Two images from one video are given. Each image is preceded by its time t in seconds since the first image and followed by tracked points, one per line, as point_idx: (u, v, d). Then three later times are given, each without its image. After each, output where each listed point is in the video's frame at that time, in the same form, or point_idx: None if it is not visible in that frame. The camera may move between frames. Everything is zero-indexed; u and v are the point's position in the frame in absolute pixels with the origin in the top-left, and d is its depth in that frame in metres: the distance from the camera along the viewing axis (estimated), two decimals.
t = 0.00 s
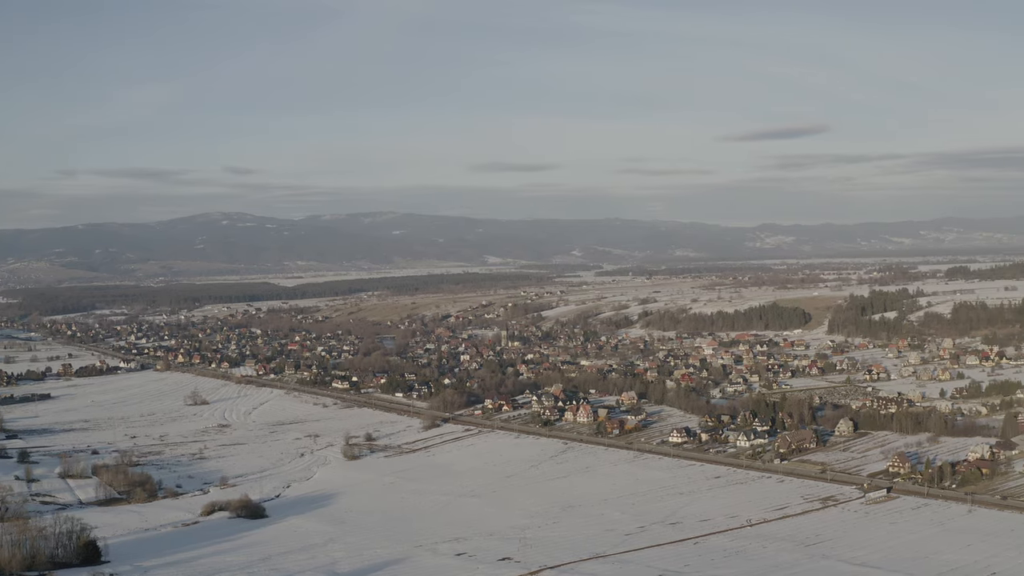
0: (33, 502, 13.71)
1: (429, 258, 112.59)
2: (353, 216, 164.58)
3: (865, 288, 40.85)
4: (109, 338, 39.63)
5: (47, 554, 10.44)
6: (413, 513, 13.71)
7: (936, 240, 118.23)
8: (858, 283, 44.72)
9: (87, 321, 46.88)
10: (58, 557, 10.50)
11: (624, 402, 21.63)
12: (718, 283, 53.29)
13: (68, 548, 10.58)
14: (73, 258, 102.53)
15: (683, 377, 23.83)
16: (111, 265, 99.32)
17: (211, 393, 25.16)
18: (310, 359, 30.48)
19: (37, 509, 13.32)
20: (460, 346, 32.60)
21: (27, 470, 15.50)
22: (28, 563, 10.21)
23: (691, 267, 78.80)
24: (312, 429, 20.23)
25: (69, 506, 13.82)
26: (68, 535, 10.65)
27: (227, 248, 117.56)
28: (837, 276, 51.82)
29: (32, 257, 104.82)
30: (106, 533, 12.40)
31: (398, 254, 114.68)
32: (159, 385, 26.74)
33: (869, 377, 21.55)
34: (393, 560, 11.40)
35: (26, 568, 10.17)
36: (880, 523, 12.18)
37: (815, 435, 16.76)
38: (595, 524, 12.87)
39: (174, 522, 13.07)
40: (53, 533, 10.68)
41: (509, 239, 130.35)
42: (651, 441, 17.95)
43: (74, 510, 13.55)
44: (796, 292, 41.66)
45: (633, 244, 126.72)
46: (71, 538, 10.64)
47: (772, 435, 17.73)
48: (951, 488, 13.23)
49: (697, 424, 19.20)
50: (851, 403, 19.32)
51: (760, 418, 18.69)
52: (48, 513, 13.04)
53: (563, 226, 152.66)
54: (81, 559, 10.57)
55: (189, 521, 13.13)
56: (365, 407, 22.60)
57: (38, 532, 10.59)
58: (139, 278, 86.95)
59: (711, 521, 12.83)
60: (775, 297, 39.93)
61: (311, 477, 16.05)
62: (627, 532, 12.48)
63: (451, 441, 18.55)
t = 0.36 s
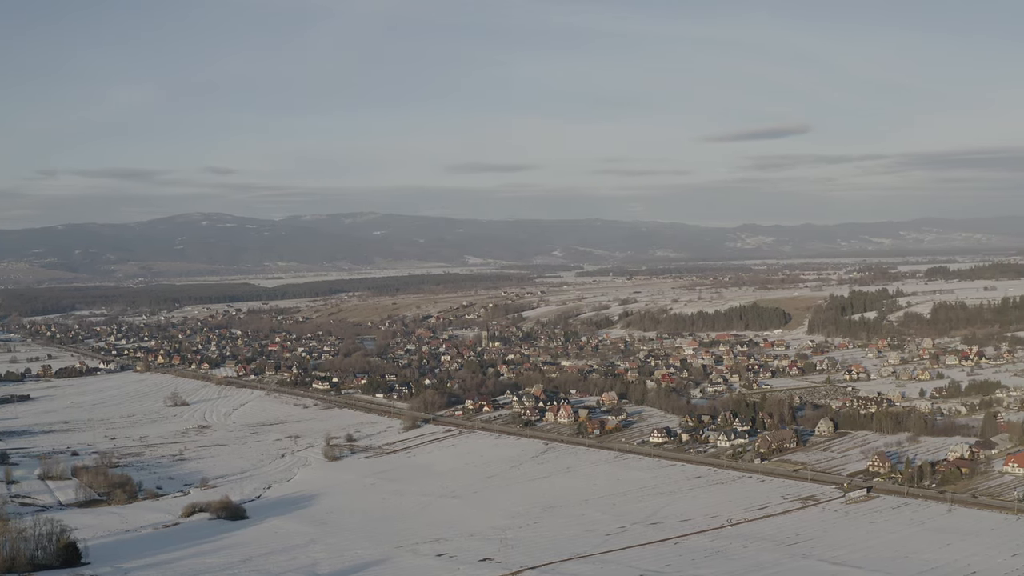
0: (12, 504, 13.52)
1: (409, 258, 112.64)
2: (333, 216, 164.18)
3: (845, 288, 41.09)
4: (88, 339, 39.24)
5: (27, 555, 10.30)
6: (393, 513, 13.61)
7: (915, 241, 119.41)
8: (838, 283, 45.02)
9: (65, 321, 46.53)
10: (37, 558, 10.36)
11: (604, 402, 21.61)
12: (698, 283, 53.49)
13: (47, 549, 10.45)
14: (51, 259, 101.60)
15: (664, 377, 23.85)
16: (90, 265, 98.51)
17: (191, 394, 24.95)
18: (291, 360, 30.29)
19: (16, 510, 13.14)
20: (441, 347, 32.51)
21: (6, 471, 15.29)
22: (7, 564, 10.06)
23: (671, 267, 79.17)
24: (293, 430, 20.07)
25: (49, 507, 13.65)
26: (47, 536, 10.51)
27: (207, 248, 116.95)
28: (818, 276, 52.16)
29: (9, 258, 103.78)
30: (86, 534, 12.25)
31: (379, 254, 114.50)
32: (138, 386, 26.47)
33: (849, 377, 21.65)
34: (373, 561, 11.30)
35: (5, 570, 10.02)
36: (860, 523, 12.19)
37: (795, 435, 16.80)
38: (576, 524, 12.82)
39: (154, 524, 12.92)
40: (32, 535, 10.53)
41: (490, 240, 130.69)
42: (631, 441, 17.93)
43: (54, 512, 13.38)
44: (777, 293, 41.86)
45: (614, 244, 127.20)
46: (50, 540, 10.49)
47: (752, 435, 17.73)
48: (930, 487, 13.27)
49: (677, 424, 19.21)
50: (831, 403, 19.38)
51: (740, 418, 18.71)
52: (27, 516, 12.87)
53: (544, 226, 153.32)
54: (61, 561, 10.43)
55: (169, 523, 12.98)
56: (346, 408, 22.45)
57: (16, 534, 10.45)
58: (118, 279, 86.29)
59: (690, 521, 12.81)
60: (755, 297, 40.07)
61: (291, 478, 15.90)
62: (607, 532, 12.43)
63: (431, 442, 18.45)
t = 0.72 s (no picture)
0: None
1: (389, 259, 112.49)
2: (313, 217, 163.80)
3: (824, 289, 41.28)
4: (66, 340, 38.82)
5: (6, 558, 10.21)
6: (373, 515, 13.50)
7: (892, 241, 120.67)
8: (816, 284, 45.28)
9: (42, 323, 46.05)
10: (17, 561, 10.29)
11: (584, 403, 21.56)
12: (679, 284, 53.64)
13: (27, 552, 10.37)
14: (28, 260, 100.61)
15: (645, 378, 23.86)
16: (68, 266, 97.58)
17: (170, 395, 24.69)
18: (271, 361, 30.07)
19: None
20: (421, 348, 32.38)
21: None
22: None
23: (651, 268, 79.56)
24: (272, 431, 19.89)
25: (27, 509, 13.48)
26: (27, 539, 10.45)
27: (186, 249, 116.21)
28: (797, 276, 52.49)
29: None
30: (65, 537, 12.12)
31: (359, 255, 114.20)
32: (116, 388, 26.18)
33: (829, 377, 21.74)
34: (354, 562, 11.19)
35: None
36: (841, 522, 12.20)
37: (775, 435, 16.82)
38: (556, 525, 12.75)
39: (134, 526, 12.78)
40: (11, 538, 10.49)
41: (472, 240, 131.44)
42: (612, 441, 17.90)
43: (32, 514, 13.21)
44: (756, 293, 42.05)
45: (595, 244, 127.66)
46: (30, 543, 10.44)
47: (733, 435, 17.74)
48: (909, 487, 13.31)
49: (658, 425, 19.20)
50: (811, 403, 19.44)
51: (720, 418, 18.71)
52: (5, 518, 12.71)
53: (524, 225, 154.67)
54: (41, 563, 10.35)
55: (148, 525, 12.85)
56: (326, 409, 22.28)
57: None
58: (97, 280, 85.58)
59: (671, 521, 12.79)
60: (735, 297, 40.18)
61: (272, 479, 15.75)
62: (588, 532, 12.38)
63: (411, 443, 18.34)
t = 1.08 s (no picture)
0: None
1: (370, 259, 112.33)
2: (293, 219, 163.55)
3: (803, 289, 41.52)
4: (44, 341, 38.44)
5: None
6: (353, 516, 13.40)
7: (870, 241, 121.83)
8: (796, 284, 45.56)
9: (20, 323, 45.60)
10: None
11: (565, 404, 21.52)
12: (659, 285, 53.82)
13: (5, 554, 10.36)
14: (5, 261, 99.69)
15: (625, 379, 23.85)
16: (46, 266, 96.80)
17: (150, 397, 24.45)
18: (251, 363, 29.85)
19: None
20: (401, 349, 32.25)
21: None
22: None
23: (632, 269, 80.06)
24: (252, 433, 19.72)
25: (5, 512, 13.32)
26: (6, 542, 10.45)
27: (165, 249, 115.42)
28: (778, 277, 52.79)
29: None
30: (44, 539, 12.00)
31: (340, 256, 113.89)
32: (95, 389, 25.92)
33: (809, 377, 21.84)
34: (334, 564, 11.10)
35: None
36: (821, 522, 12.22)
37: (755, 436, 16.86)
38: (537, 526, 12.70)
39: (113, 527, 12.66)
40: None
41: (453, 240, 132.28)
42: (592, 442, 17.88)
43: (11, 517, 13.06)
44: (736, 294, 42.25)
45: (575, 245, 128.16)
46: (8, 545, 10.44)
47: (713, 435, 17.75)
48: (889, 487, 13.35)
49: (639, 425, 19.21)
50: (791, 403, 19.51)
51: (700, 419, 18.71)
52: None
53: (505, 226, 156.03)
54: (20, 565, 10.34)
55: (128, 526, 12.72)
56: (306, 410, 22.12)
57: None
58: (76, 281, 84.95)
59: (652, 521, 12.77)
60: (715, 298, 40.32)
61: (253, 481, 15.60)
62: (569, 533, 12.34)
63: (392, 444, 18.22)
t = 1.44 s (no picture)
0: None
1: (350, 260, 112.03)
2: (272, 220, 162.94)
3: (783, 290, 41.66)
4: (22, 343, 37.99)
5: None
6: (333, 517, 13.28)
7: (849, 242, 122.85)
8: (776, 285, 45.77)
9: None
10: None
11: (545, 404, 21.47)
12: (639, 286, 53.86)
13: None
14: None
15: (605, 379, 23.81)
16: (23, 267, 95.82)
17: (129, 399, 24.18)
18: (231, 364, 29.61)
19: None
20: (381, 350, 32.07)
21: None
22: None
23: (612, 269, 80.36)
24: (232, 434, 19.52)
25: None
26: None
27: (144, 249, 114.60)
28: (757, 278, 53.01)
29: None
30: (23, 542, 11.86)
31: (320, 257, 113.42)
32: (72, 391, 25.63)
33: (789, 377, 21.92)
34: (314, 565, 11.00)
35: None
36: (801, 522, 12.23)
37: (735, 436, 16.88)
38: (517, 526, 12.64)
39: (92, 529, 12.49)
40: None
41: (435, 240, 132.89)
42: (573, 443, 17.83)
43: None
44: (715, 294, 42.39)
45: (556, 245, 128.52)
46: None
47: (693, 436, 17.75)
48: (868, 486, 13.39)
49: (619, 426, 19.19)
50: (771, 403, 19.57)
51: (681, 420, 18.70)
52: None
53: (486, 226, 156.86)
54: None
55: (108, 528, 12.56)
56: (286, 412, 21.95)
57: None
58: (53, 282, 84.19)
59: (633, 521, 12.74)
60: (695, 298, 40.45)
61: (233, 482, 15.44)
62: (549, 533, 12.29)
63: (372, 445, 18.11)
